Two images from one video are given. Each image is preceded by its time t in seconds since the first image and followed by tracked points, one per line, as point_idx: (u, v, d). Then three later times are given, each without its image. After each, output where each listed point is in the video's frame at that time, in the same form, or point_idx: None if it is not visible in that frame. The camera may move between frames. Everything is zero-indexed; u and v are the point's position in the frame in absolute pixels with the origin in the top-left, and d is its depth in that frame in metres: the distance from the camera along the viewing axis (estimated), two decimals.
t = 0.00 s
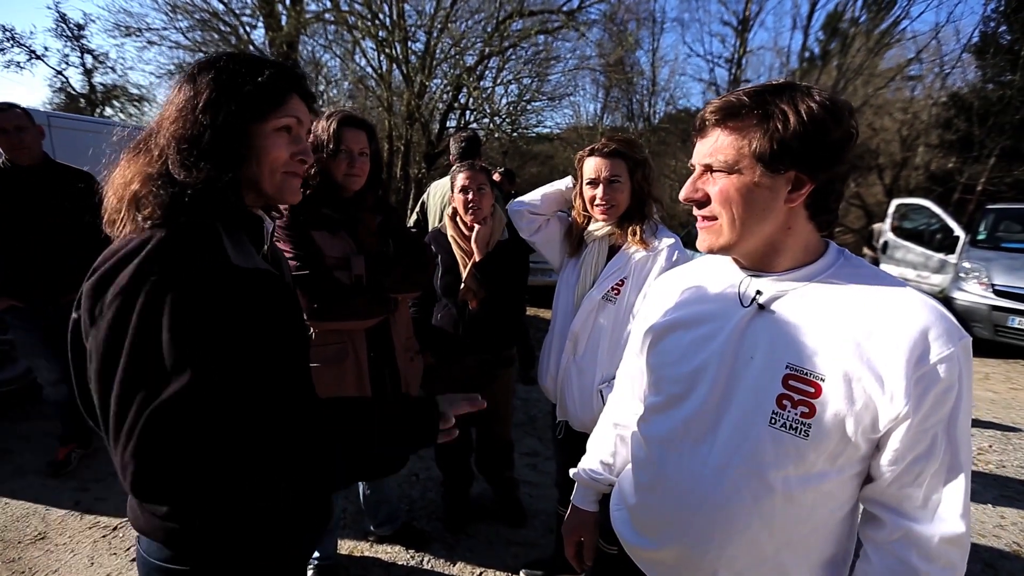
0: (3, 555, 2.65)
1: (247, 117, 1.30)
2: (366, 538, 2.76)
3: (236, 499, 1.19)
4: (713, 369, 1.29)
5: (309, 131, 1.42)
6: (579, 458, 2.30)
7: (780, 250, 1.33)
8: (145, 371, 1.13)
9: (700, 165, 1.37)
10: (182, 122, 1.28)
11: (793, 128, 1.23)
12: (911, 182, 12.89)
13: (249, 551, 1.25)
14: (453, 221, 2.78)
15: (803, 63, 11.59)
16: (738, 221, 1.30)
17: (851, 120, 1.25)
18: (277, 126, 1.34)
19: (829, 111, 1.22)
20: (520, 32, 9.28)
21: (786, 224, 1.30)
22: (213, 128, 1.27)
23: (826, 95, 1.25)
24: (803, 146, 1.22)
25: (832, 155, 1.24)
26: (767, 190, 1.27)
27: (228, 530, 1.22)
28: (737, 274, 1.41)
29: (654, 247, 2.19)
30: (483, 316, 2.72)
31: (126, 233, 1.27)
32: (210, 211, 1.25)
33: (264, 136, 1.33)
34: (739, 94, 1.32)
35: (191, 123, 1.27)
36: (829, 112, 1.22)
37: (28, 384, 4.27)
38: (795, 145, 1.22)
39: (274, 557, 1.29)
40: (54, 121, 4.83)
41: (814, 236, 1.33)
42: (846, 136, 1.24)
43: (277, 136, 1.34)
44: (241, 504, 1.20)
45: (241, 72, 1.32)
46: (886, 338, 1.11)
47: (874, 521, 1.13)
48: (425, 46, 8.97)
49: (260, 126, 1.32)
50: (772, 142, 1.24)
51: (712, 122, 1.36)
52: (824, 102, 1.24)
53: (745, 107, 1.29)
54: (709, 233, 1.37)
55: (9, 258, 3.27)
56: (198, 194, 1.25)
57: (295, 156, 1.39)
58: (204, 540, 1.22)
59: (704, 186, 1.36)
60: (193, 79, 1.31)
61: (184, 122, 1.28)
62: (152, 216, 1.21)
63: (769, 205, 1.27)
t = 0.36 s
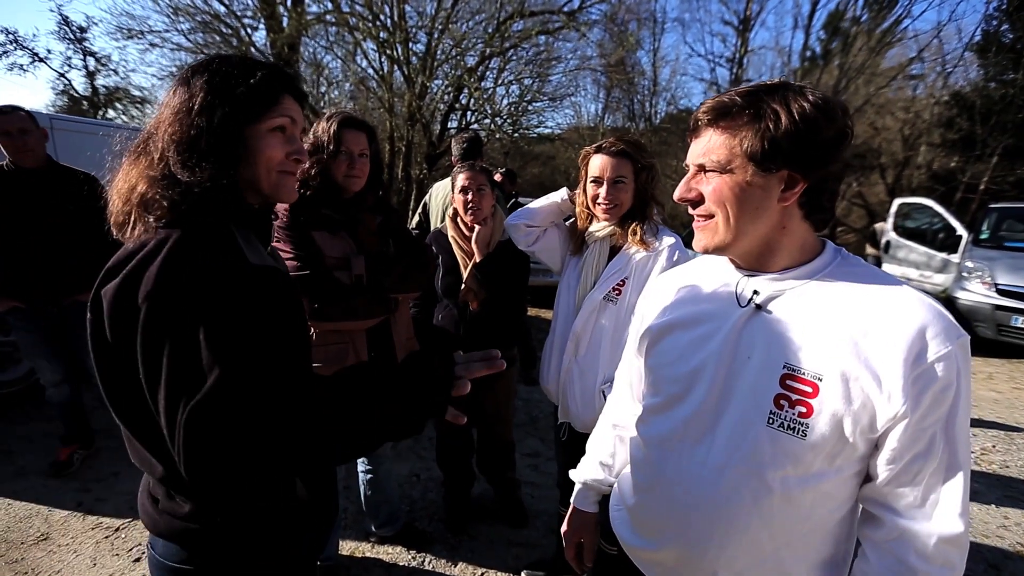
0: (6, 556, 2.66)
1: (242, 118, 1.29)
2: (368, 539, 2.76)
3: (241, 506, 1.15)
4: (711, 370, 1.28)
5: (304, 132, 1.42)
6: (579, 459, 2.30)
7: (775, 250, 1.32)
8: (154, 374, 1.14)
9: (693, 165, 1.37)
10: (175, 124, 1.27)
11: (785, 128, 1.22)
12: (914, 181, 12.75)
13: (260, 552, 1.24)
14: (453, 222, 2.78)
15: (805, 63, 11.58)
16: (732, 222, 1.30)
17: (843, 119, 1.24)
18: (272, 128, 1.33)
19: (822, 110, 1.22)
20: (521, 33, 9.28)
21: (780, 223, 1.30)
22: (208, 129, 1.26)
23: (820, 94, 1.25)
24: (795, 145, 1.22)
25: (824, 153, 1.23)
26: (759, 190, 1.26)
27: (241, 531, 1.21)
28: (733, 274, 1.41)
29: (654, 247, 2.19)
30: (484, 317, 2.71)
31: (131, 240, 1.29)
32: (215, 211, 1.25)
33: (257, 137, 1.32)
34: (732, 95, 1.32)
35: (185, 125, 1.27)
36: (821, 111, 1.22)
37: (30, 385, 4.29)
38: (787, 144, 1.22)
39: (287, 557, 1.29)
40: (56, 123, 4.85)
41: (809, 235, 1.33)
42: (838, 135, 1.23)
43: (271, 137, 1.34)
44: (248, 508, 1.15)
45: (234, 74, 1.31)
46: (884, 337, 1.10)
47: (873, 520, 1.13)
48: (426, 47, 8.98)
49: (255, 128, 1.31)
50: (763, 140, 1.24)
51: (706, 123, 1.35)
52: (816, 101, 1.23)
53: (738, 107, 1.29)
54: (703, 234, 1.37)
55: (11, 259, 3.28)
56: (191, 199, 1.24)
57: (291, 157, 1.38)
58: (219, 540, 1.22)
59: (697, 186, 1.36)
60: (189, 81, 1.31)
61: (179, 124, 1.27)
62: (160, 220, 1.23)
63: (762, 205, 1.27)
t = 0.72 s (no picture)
0: (10, 554, 2.67)
1: (251, 121, 1.29)
2: (370, 539, 2.76)
3: (240, 498, 1.17)
4: (711, 369, 1.28)
5: (313, 135, 1.41)
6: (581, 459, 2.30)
7: (776, 252, 1.32)
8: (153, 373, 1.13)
9: (690, 173, 1.37)
10: (185, 126, 1.27)
11: (777, 131, 1.22)
12: (917, 180, 12.91)
13: (259, 546, 1.26)
14: (455, 221, 2.78)
15: (808, 61, 11.55)
16: (732, 227, 1.30)
17: (836, 115, 1.24)
18: (281, 131, 1.33)
19: (813, 108, 1.21)
20: (523, 32, 9.28)
21: (782, 224, 1.29)
22: (217, 133, 1.26)
23: (810, 91, 1.24)
24: (789, 148, 1.22)
25: (819, 153, 1.23)
26: (757, 194, 1.26)
27: (240, 526, 1.23)
28: (733, 274, 1.41)
29: (655, 245, 2.19)
30: (486, 317, 2.71)
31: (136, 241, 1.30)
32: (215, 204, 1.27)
33: (269, 141, 1.32)
34: (722, 100, 1.31)
35: (194, 127, 1.26)
36: (812, 109, 1.21)
37: (34, 385, 4.31)
38: (782, 147, 1.21)
39: (284, 551, 1.31)
40: (60, 124, 4.87)
41: (809, 233, 1.32)
42: (832, 132, 1.23)
43: (281, 140, 1.33)
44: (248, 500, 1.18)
45: (246, 76, 1.30)
46: (885, 337, 1.10)
47: (877, 521, 1.13)
48: (428, 47, 8.98)
49: (264, 132, 1.31)
50: (758, 145, 1.23)
51: (698, 130, 1.35)
52: (807, 100, 1.22)
53: (729, 112, 1.28)
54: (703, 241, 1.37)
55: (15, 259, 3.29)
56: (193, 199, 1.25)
57: (299, 160, 1.38)
58: (219, 536, 1.23)
59: (695, 194, 1.35)
60: (199, 82, 1.30)
61: (189, 127, 1.27)
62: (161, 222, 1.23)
63: (761, 208, 1.27)
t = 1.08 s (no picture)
0: (12, 552, 2.68)
1: (265, 124, 1.28)
2: (370, 538, 2.76)
3: (232, 500, 1.16)
4: (705, 369, 1.27)
5: (325, 145, 1.41)
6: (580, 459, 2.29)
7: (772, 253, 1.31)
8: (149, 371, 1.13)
9: (687, 175, 1.36)
10: (198, 126, 1.26)
11: (772, 130, 1.21)
12: (921, 179, 12.80)
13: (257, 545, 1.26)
14: (455, 221, 2.77)
15: (811, 60, 11.51)
16: (730, 228, 1.29)
17: (832, 112, 1.22)
18: (294, 138, 1.32)
19: (809, 106, 1.20)
20: (525, 31, 9.27)
21: (780, 223, 1.28)
22: (232, 135, 1.25)
23: (805, 87, 1.23)
24: (784, 146, 1.21)
25: (814, 151, 1.22)
26: (755, 194, 1.25)
27: (237, 525, 1.22)
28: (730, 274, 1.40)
29: (654, 244, 2.17)
30: (486, 317, 2.70)
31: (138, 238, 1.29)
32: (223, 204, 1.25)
33: (280, 146, 1.31)
34: (717, 100, 1.30)
35: (209, 128, 1.26)
36: (807, 107, 1.20)
37: (37, 385, 4.33)
38: (779, 145, 1.20)
39: (282, 550, 1.30)
40: (62, 124, 4.84)
41: (807, 232, 1.32)
42: (828, 130, 1.22)
43: (294, 147, 1.32)
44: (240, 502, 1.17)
45: (265, 81, 1.29)
46: (881, 338, 1.09)
47: (872, 525, 1.12)
48: (430, 46, 8.99)
49: (277, 137, 1.30)
50: (755, 144, 1.22)
51: (693, 131, 1.34)
52: (802, 97, 1.21)
53: (725, 112, 1.27)
54: (700, 242, 1.36)
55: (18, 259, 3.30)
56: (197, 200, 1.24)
57: (308, 167, 1.37)
58: (215, 535, 1.22)
59: (692, 196, 1.34)
60: (216, 83, 1.29)
61: (202, 127, 1.26)
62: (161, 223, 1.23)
63: (759, 208, 1.26)
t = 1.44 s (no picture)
0: (15, 551, 2.69)
1: (260, 122, 1.28)
2: (371, 539, 2.76)
3: (226, 505, 1.15)
4: (687, 371, 1.27)
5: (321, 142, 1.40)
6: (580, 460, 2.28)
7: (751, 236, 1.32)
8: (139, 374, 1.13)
9: (691, 134, 1.42)
10: (190, 124, 1.25)
11: (787, 114, 1.24)
12: (927, 177, 12.63)
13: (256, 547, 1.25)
14: (456, 220, 2.76)
15: (815, 58, 11.43)
16: (709, 192, 1.34)
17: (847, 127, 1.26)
18: (291, 136, 1.32)
19: (825, 107, 1.23)
20: (528, 30, 9.25)
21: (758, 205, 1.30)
22: (226, 134, 1.25)
23: (836, 94, 1.26)
24: (793, 132, 1.23)
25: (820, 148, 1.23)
26: (740, 167, 1.29)
27: (234, 528, 1.22)
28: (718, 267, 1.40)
29: (653, 243, 2.16)
30: (487, 317, 2.69)
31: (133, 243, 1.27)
32: (215, 208, 1.24)
33: (275, 144, 1.31)
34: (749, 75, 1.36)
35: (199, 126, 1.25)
36: (830, 108, 1.24)
37: (41, 384, 4.35)
38: (775, 123, 1.25)
39: (284, 551, 1.30)
40: (65, 124, 4.82)
41: (798, 229, 1.30)
42: (841, 138, 1.25)
43: (289, 145, 1.32)
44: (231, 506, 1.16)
45: (257, 79, 1.29)
46: (864, 345, 1.08)
47: (854, 536, 1.11)
48: (433, 46, 8.99)
49: (272, 136, 1.30)
50: (751, 116, 1.27)
51: (711, 95, 1.40)
52: (829, 101, 1.25)
53: (746, 85, 1.33)
54: (684, 201, 1.42)
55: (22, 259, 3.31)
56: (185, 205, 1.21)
57: (304, 166, 1.36)
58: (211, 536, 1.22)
59: (684, 157, 1.41)
60: (209, 80, 1.29)
61: (195, 126, 1.25)
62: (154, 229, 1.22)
63: (741, 182, 1.30)
